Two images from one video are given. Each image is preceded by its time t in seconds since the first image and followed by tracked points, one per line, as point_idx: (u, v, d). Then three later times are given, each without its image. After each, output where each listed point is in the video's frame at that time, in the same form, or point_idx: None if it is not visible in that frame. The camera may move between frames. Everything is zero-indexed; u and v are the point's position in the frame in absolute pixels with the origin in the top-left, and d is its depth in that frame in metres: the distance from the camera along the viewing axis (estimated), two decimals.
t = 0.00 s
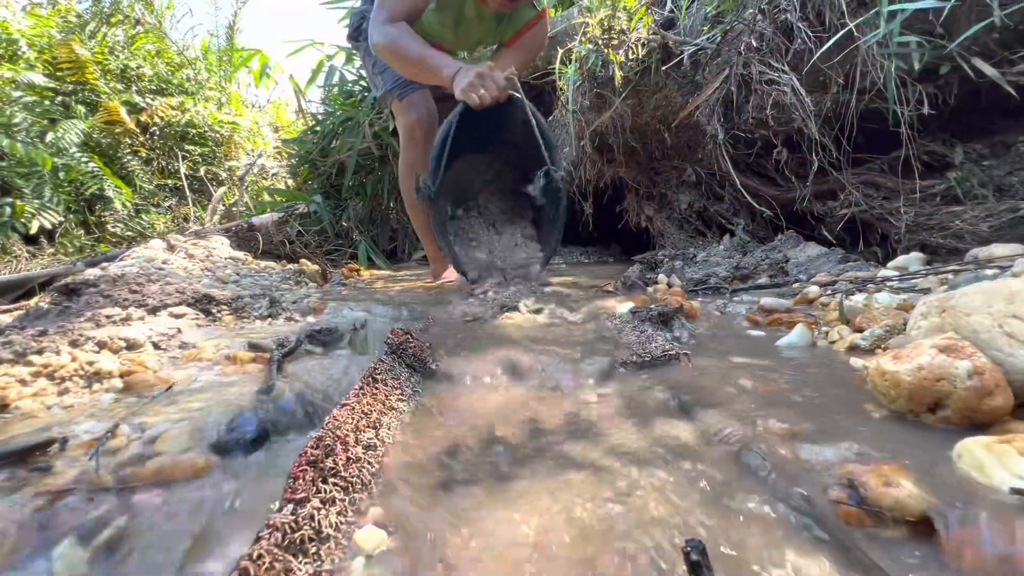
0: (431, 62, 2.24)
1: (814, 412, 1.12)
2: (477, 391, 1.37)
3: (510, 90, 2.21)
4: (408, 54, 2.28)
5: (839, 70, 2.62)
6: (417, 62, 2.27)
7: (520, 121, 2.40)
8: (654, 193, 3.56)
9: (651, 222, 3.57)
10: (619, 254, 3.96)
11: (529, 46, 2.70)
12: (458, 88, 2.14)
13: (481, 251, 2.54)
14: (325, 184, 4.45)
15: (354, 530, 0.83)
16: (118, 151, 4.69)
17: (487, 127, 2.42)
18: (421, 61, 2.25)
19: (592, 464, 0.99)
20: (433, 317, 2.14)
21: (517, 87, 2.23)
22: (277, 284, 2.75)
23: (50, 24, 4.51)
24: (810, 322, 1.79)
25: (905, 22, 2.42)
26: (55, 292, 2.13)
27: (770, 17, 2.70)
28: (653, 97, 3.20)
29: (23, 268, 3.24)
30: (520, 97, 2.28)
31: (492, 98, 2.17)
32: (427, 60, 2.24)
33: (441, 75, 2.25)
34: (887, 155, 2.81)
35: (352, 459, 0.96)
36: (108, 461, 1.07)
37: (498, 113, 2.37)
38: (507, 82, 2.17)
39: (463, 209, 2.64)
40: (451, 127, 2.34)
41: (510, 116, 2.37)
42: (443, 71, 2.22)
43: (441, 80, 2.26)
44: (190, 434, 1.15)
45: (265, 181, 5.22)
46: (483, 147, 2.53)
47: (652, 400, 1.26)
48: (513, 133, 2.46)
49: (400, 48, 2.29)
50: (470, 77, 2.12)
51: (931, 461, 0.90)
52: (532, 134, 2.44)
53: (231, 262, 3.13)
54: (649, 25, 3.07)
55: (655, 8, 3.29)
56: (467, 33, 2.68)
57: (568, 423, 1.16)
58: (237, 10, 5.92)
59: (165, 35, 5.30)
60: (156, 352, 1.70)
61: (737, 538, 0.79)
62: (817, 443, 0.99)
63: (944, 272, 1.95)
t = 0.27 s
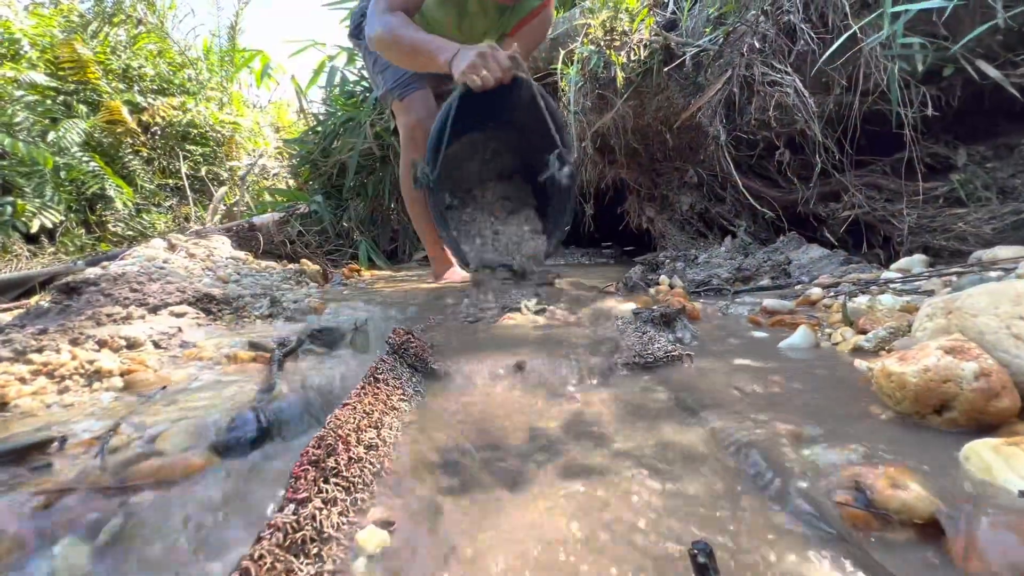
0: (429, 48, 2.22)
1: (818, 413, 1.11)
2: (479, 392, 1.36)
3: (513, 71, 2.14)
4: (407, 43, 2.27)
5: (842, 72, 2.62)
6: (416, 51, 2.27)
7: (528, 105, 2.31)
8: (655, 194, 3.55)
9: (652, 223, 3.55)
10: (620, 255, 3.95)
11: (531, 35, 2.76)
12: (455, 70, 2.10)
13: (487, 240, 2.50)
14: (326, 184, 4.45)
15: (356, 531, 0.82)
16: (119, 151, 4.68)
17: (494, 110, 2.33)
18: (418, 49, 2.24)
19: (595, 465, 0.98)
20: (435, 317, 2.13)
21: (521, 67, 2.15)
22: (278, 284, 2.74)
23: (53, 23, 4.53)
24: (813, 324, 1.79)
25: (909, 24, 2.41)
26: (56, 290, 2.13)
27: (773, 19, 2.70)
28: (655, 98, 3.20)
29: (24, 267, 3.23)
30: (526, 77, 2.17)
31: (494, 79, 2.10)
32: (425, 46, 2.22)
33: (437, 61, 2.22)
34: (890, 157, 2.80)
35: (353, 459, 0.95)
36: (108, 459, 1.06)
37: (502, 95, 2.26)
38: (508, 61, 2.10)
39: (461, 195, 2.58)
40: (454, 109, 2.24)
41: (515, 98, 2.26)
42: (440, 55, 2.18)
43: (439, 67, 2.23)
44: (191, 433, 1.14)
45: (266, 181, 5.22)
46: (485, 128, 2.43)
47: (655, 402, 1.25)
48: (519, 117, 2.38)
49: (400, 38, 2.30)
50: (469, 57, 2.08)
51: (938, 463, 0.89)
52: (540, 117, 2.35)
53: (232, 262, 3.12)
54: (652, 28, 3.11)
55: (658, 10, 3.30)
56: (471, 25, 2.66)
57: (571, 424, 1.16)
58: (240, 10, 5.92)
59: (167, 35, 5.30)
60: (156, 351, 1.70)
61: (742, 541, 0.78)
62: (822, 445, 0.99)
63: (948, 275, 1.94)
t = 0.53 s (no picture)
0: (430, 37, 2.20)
1: (820, 412, 1.11)
2: (479, 390, 1.36)
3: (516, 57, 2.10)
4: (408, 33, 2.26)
5: (844, 72, 2.62)
6: (417, 41, 2.25)
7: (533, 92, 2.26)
8: (656, 195, 3.54)
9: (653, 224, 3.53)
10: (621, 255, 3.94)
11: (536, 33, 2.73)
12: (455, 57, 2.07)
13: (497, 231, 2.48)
14: (327, 184, 4.45)
15: (356, 526, 0.82)
16: (121, 150, 4.68)
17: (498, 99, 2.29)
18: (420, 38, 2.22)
19: (596, 463, 0.98)
20: (435, 317, 2.13)
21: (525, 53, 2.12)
22: (278, 283, 2.74)
23: (56, 22, 4.53)
24: (814, 324, 1.78)
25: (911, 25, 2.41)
26: (56, 288, 2.13)
27: (775, 19, 2.69)
28: (656, 98, 3.20)
29: (25, 265, 3.23)
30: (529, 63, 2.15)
31: (496, 67, 2.06)
32: (426, 36, 2.21)
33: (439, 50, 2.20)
34: (892, 158, 2.80)
35: (354, 455, 0.95)
36: (108, 456, 1.06)
37: (505, 85, 2.22)
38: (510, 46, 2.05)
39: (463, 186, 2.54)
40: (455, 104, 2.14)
41: (518, 87, 2.23)
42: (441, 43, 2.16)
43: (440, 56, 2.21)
44: (191, 429, 1.14)
45: (268, 181, 5.22)
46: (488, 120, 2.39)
47: (656, 400, 1.25)
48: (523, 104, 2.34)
49: (401, 29, 2.29)
50: (470, 44, 2.04)
51: (939, 462, 0.89)
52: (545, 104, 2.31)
53: (233, 261, 3.12)
54: (653, 28, 3.11)
55: (659, 11, 3.30)
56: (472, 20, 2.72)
57: (571, 422, 1.15)
58: (242, 11, 5.93)
59: (169, 34, 5.30)
60: (157, 348, 1.69)
61: (744, 539, 0.78)
62: (823, 444, 0.98)
63: (949, 275, 1.94)
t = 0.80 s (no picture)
0: (422, 47, 2.17)
1: (820, 414, 1.11)
2: (480, 390, 1.36)
3: (507, 69, 2.07)
4: (400, 43, 2.24)
5: (845, 74, 2.62)
6: (409, 52, 2.22)
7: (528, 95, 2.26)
8: (657, 196, 3.54)
9: (654, 225, 3.54)
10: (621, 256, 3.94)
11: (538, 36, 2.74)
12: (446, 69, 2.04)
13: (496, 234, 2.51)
14: (328, 184, 4.46)
15: (358, 526, 0.82)
16: (123, 149, 4.69)
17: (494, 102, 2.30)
18: (412, 48, 2.20)
19: (597, 464, 0.98)
20: (436, 317, 2.13)
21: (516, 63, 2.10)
22: (280, 282, 2.74)
23: (59, 22, 4.55)
24: (815, 325, 1.78)
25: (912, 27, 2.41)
26: (58, 287, 2.13)
27: (777, 20, 2.70)
28: (658, 100, 3.20)
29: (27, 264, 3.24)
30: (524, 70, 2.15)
31: (486, 80, 2.03)
32: (417, 45, 2.18)
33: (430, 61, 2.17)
34: (893, 160, 2.80)
35: (355, 455, 0.95)
36: (109, 454, 1.06)
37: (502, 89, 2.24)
38: (502, 59, 2.03)
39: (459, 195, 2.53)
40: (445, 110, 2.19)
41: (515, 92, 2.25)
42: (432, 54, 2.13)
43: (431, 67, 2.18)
44: (193, 428, 1.15)
45: (269, 181, 5.23)
46: (487, 125, 2.41)
47: (656, 401, 1.25)
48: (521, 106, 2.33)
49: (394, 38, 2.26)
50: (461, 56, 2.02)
51: (939, 463, 0.89)
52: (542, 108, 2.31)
53: (234, 260, 3.13)
54: (655, 29, 3.12)
55: (660, 12, 3.30)
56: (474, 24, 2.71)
57: (572, 423, 1.16)
58: (244, 11, 5.93)
59: (171, 34, 5.30)
60: (159, 347, 1.70)
61: (743, 540, 0.78)
62: (824, 445, 0.98)
63: (950, 278, 1.94)
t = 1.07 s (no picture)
0: (432, 49, 2.18)
1: (825, 415, 1.11)
2: (483, 391, 1.36)
3: (516, 79, 2.08)
4: (412, 42, 2.24)
5: (848, 75, 2.61)
6: (420, 52, 2.23)
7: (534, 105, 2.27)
8: (659, 197, 3.53)
9: (656, 226, 3.53)
10: (623, 257, 3.94)
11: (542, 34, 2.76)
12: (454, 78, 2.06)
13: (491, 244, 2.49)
14: (330, 184, 4.47)
15: (362, 526, 0.81)
16: (126, 149, 4.70)
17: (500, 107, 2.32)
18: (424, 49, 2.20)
19: (600, 466, 0.98)
20: (439, 317, 2.13)
21: (525, 74, 2.10)
22: (282, 282, 2.74)
23: (62, 22, 4.56)
24: (818, 326, 1.78)
25: (916, 28, 2.40)
26: (61, 286, 2.14)
27: (780, 21, 2.70)
28: (660, 100, 3.20)
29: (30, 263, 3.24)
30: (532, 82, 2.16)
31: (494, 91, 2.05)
32: (428, 47, 2.18)
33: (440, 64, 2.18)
34: (896, 161, 2.79)
35: (359, 455, 0.95)
36: (113, 454, 1.06)
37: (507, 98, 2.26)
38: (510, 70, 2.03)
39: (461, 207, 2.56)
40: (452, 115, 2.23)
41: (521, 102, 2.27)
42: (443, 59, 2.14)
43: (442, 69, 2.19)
44: (196, 427, 1.14)
45: (271, 181, 5.24)
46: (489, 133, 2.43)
47: (660, 402, 1.25)
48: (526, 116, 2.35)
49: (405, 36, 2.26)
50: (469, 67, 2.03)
51: (946, 466, 0.89)
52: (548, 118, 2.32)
53: (236, 260, 3.13)
54: (658, 30, 3.12)
55: (663, 12, 3.29)
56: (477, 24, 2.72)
57: (576, 424, 1.15)
58: (246, 10, 5.93)
59: (174, 34, 5.31)
60: (161, 347, 1.70)
61: (749, 542, 0.78)
62: (829, 447, 0.98)
63: (953, 280, 1.93)
